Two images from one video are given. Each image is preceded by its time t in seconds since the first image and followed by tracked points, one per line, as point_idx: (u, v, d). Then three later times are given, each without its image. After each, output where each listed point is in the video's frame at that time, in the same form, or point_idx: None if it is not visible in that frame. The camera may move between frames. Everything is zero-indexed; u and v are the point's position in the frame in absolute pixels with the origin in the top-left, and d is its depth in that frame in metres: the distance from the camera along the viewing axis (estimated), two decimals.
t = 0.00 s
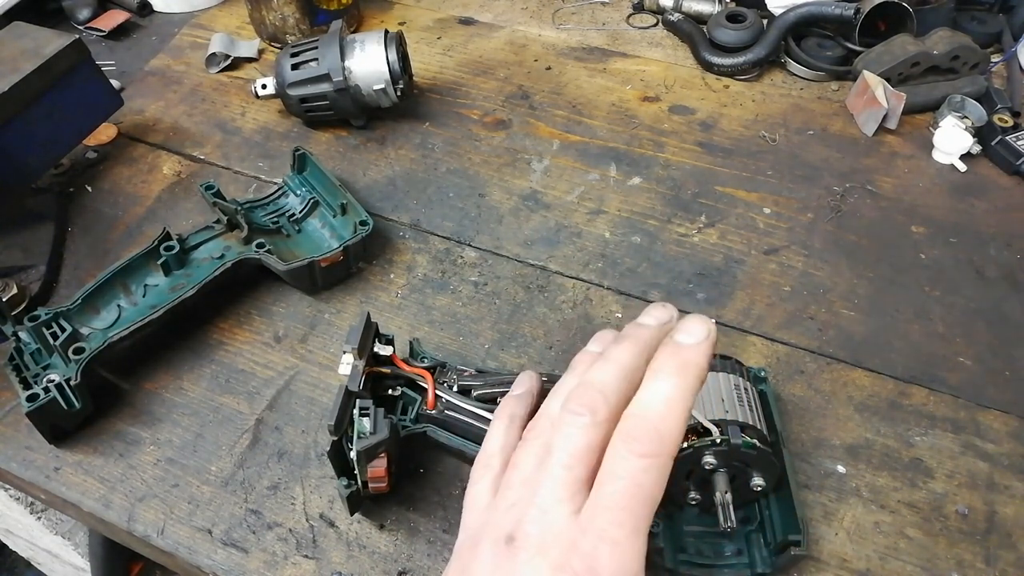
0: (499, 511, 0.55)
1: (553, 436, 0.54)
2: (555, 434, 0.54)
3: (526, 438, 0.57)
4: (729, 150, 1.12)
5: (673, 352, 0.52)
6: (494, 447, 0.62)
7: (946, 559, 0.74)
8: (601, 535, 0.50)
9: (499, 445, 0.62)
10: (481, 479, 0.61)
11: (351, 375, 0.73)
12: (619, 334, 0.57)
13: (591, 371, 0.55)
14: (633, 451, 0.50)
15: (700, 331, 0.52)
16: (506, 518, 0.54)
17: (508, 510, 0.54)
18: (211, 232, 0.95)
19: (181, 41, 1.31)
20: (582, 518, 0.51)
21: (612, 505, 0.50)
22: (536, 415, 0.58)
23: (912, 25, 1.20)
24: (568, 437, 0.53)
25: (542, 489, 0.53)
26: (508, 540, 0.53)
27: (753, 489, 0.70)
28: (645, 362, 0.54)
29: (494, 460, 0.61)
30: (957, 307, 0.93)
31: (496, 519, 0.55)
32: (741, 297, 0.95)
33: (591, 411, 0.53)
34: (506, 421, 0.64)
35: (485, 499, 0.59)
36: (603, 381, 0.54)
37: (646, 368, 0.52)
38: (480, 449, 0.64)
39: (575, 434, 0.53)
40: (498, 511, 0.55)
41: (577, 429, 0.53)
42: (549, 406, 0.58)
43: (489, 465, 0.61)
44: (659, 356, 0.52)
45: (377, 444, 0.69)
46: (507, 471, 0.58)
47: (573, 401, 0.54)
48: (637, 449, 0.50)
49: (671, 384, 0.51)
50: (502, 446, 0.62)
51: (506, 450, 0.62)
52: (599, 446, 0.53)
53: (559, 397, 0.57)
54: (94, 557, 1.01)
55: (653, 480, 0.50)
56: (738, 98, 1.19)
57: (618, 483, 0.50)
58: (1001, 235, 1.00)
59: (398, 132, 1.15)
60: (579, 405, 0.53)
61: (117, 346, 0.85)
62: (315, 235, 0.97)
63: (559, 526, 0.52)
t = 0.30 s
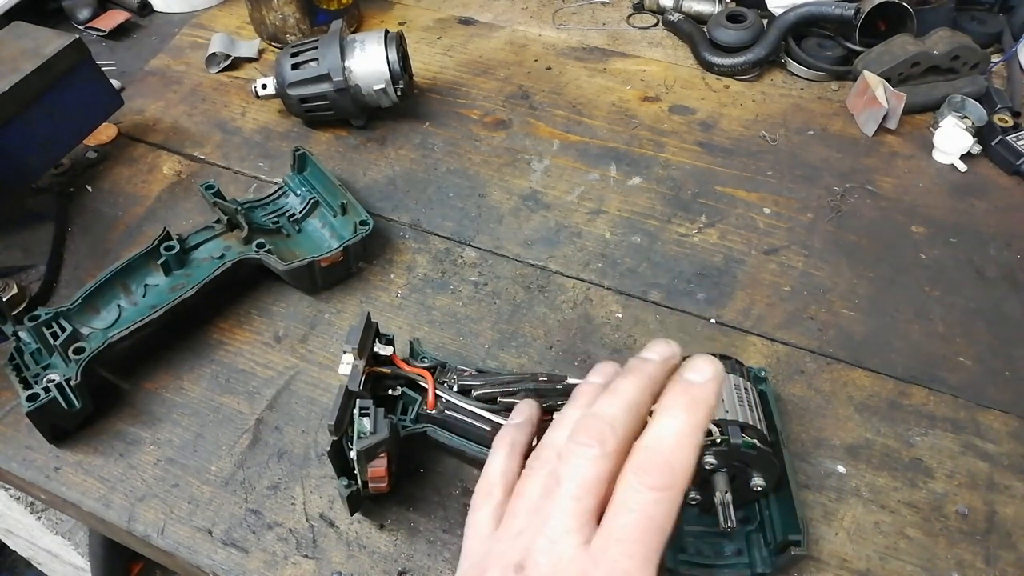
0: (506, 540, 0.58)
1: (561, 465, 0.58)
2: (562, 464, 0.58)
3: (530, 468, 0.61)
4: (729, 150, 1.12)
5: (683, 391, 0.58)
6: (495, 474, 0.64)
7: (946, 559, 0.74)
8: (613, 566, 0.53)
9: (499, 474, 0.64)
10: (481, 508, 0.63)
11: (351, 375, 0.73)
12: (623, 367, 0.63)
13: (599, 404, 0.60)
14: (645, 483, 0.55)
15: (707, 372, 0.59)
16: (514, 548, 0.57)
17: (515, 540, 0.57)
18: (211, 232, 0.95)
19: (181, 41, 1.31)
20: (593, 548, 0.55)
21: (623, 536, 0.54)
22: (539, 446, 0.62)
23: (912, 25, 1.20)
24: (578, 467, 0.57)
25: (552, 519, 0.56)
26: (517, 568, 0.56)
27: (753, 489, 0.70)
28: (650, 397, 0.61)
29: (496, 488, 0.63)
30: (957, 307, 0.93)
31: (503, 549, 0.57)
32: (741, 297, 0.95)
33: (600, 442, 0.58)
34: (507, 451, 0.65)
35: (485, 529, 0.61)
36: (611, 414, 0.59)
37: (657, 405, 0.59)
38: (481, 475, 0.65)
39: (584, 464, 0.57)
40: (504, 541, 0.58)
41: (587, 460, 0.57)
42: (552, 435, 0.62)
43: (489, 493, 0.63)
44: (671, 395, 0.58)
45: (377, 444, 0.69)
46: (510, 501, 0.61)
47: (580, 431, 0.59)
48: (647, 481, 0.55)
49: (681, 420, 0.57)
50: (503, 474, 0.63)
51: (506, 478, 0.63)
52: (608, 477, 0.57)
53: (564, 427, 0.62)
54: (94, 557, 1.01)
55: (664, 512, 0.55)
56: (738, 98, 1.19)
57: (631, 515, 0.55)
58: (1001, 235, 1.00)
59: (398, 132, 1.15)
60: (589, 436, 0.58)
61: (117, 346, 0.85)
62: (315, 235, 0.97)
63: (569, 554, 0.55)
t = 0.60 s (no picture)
0: (492, 540, 0.59)
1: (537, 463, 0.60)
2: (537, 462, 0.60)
3: (505, 468, 0.62)
4: (729, 150, 1.12)
5: (654, 378, 0.60)
6: (460, 479, 0.65)
7: (946, 559, 0.74)
8: (606, 551, 0.55)
9: (466, 477, 0.65)
10: (454, 513, 0.64)
11: (351, 375, 0.73)
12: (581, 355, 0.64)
13: (564, 395, 0.62)
14: (626, 469, 0.57)
15: (673, 357, 0.61)
16: (503, 547, 0.58)
17: (501, 539, 0.59)
18: (211, 232, 0.94)
19: (181, 41, 1.31)
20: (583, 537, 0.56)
21: (612, 520, 0.56)
22: (507, 442, 0.64)
23: (912, 25, 1.20)
24: (554, 461, 0.59)
25: (536, 515, 0.58)
26: (511, 565, 0.57)
27: (752, 489, 0.70)
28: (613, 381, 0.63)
29: (464, 490, 0.64)
30: (957, 307, 0.93)
31: (490, 551, 0.58)
32: (741, 297, 0.95)
33: (573, 435, 0.60)
34: (468, 453, 0.66)
35: (464, 533, 0.62)
36: (580, 405, 0.61)
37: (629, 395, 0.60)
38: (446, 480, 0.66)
39: (560, 457, 0.59)
40: (490, 541, 0.59)
41: (562, 453, 0.59)
42: (519, 430, 0.63)
43: (460, 496, 0.64)
44: (643, 384, 0.60)
45: (377, 444, 0.69)
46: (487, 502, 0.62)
47: (552, 427, 0.61)
48: (627, 467, 0.58)
49: (654, 406, 0.59)
50: (469, 477, 0.65)
51: (473, 479, 0.65)
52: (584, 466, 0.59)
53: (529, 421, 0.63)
54: (94, 557, 1.01)
55: (646, 494, 0.57)
56: (738, 98, 1.19)
57: (615, 500, 0.57)
58: (1001, 235, 1.00)
59: (398, 132, 1.15)
60: (561, 430, 0.60)
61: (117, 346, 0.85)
62: (315, 235, 0.97)
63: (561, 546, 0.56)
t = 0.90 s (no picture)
0: (514, 561, 0.58)
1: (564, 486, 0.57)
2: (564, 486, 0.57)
3: (530, 486, 0.60)
4: (729, 150, 1.12)
5: (694, 407, 0.56)
6: (478, 494, 0.63)
7: (946, 559, 0.74)
8: None
9: (483, 492, 0.63)
10: (472, 528, 0.62)
11: (351, 375, 0.73)
12: (613, 371, 0.61)
13: (594, 416, 0.59)
14: (659, 503, 0.54)
15: (721, 386, 0.57)
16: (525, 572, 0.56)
17: (524, 562, 0.57)
18: (211, 232, 0.95)
19: (181, 41, 1.31)
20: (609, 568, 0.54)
21: (641, 555, 0.54)
22: (532, 459, 0.62)
23: (912, 25, 1.20)
24: (581, 488, 0.56)
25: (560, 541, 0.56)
26: None
27: (753, 489, 0.70)
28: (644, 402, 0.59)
29: (482, 505, 0.63)
30: (958, 307, 0.93)
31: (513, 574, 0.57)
32: (741, 297, 0.95)
33: (601, 461, 0.57)
34: (486, 464, 0.64)
35: (484, 548, 0.61)
36: (609, 428, 0.58)
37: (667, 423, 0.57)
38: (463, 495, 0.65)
39: (587, 484, 0.56)
40: (512, 562, 0.58)
41: (589, 479, 0.56)
42: (545, 447, 0.61)
43: (480, 512, 0.63)
44: (682, 412, 0.56)
45: (377, 444, 0.69)
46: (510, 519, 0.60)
47: (580, 449, 0.58)
48: (660, 501, 0.54)
49: (693, 438, 0.55)
50: (487, 491, 0.63)
51: (492, 493, 0.63)
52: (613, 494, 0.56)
53: (555, 439, 0.61)
54: (93, 557, 1.01)
55: (680, 529, 0.54)
56: (738, 98, 1.19)
57: (646, 535, 0.54)
58: (1001, 235, 1.00)
59: (398, 132, 1.15)
60: (589, 455, 0.57)
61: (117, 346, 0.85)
62: (315, 235, 0.97)
63: None
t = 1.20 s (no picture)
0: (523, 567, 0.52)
1: (582, 496, 0.54)
2: (582, 494, 0.54)
3: (545, 489, 0.56)
4: (729, 150, 1.12)
5: (729, 426, 0.53)
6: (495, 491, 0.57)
7: (946, 559, 0.74)
8: None
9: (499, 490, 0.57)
10: (481, 527, 0.56)
11: (351, 375, 0.73)
12: (646, 381, 0.58)
13: (623, 427, 0.56)
14: (681, 523, 0.51)
15: (759, 408, 0.54)
16: None
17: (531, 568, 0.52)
18: (211, 232, 0.94)
19: (181, 41, 1.31)
20: None
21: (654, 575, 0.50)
22: (550, 463, 0.57)
23: (912, 25, 1.20)
24: (601, 498, 0.53)
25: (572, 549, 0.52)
26: None
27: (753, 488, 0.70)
28: (675, 417, 0.56)
29: (497, 505, 0.56)
30: (957, 307, 0.93)
31: None
32: (741, 297, 0.95)
33: (626, 475, 0.54)
34: (505, 463, 0.58)
35: (492, 549, 0.54)
36: (639, 442, 0.55)
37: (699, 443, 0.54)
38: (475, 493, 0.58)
39: (608, 496, 0.53)
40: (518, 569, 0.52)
41: (611, 492, 0.54)
42: (566, 451, 0.57)
43: (492, 511, 0.56)
44: (714, 433, 0.54)
45: (377, 444, 0.69)
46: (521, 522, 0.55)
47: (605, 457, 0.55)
48: (682, 519, 0.51)
49: (723, 459, 0.53)
50: (504, 488, 0.57)
51: (508, 493, 0.57)
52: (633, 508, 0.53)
53: (578, 444, 0.57)
54: (93, 557, 1.01)
55: (699, 554, 0.51)
56: (737, 98, 1.19)
57: (663, 555, 0.50)
58: (1001, 235, 1.00)
59: (398, 132, 1.15)
60: (615, 468, 0.55)
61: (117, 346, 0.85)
62: (315, 234, 0.97)
63: None
